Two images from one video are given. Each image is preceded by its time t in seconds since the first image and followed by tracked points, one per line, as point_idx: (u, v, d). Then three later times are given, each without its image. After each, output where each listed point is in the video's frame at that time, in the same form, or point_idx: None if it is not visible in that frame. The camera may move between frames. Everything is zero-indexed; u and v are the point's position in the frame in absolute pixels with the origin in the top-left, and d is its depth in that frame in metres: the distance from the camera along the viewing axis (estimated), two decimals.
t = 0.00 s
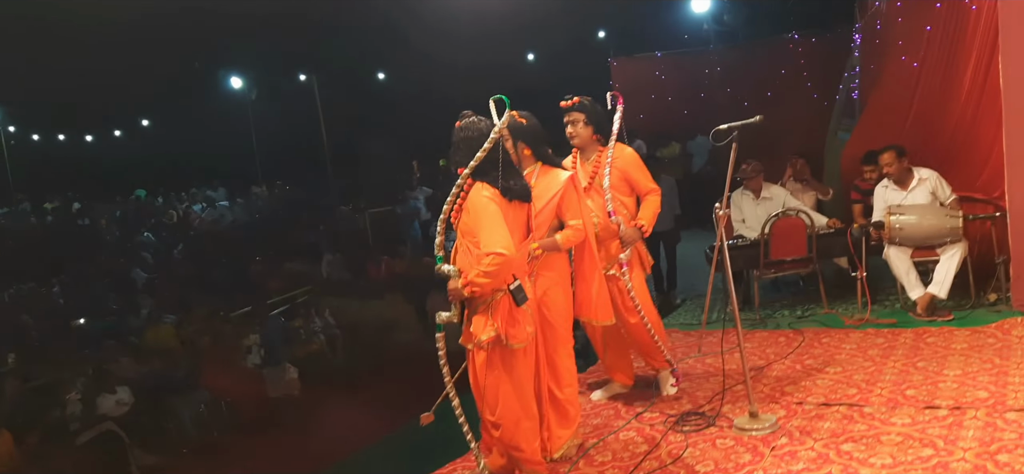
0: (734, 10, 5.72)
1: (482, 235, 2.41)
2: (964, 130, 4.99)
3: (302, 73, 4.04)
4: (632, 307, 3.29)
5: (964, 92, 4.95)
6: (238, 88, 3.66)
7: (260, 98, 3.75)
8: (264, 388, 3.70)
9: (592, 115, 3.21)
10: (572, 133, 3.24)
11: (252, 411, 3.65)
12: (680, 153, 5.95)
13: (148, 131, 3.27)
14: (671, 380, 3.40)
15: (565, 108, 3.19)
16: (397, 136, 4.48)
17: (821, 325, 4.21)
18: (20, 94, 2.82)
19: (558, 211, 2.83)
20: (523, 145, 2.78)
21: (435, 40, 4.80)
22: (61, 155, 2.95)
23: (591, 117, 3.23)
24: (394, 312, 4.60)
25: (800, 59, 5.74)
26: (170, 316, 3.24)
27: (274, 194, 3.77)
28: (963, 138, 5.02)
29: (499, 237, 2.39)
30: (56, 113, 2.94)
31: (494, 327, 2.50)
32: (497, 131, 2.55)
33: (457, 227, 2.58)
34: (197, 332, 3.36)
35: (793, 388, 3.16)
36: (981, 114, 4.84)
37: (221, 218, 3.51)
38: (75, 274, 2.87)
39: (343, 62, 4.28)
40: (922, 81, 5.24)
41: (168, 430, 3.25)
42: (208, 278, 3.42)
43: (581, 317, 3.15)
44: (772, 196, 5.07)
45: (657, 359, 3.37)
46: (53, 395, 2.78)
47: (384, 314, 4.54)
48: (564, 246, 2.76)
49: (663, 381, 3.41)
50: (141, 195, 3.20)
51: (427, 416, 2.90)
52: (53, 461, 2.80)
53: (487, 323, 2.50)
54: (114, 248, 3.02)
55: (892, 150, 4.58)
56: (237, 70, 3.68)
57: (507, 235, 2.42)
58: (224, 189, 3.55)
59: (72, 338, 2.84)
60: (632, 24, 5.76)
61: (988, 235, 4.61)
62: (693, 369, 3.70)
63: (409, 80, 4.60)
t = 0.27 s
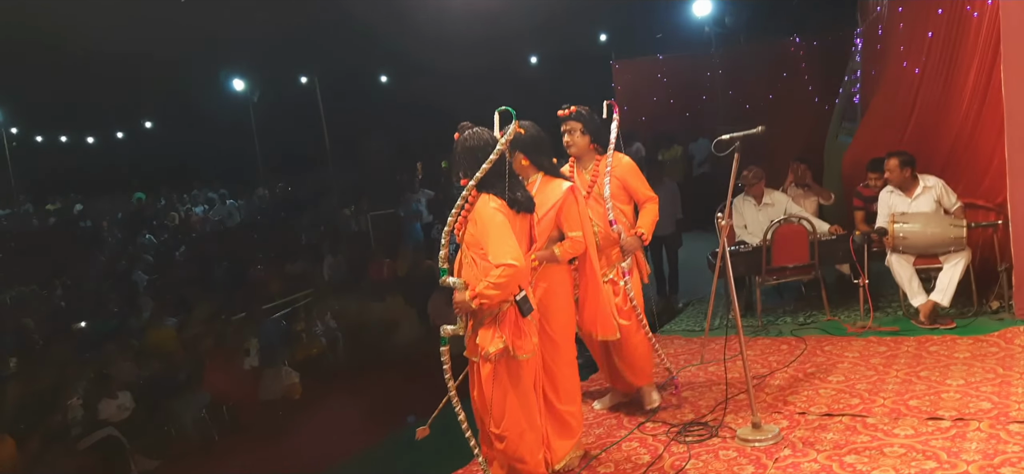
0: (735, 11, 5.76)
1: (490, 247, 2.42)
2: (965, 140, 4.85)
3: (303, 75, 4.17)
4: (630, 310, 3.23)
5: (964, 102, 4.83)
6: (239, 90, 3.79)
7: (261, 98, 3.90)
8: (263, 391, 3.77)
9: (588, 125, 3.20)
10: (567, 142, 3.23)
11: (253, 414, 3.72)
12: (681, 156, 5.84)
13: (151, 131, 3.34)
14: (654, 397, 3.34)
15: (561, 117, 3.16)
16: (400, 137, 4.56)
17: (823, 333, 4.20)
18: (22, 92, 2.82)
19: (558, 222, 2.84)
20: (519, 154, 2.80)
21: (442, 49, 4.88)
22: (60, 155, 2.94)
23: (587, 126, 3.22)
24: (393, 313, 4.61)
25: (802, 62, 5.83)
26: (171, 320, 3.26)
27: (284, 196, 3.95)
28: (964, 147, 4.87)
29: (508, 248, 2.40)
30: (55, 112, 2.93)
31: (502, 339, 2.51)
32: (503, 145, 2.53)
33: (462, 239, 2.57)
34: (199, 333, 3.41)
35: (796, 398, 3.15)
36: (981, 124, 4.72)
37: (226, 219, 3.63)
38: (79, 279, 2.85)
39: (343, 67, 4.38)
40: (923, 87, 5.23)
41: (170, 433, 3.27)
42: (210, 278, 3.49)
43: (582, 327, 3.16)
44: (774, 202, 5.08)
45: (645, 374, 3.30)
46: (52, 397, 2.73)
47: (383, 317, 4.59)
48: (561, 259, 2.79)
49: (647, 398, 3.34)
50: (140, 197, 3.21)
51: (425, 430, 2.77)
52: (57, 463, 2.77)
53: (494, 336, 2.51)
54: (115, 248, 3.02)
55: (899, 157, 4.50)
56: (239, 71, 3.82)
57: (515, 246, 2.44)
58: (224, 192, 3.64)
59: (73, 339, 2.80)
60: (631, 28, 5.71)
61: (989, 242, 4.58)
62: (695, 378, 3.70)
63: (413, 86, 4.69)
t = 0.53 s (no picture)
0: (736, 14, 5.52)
1: (498, 252, 2.41)
2: (967, 144, 4.83)
3: (303, 77, 4.16)
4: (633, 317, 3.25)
5: (966, 107, 4.80)
6: (239, 92, 3.88)
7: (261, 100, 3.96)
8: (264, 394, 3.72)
9: (588, 130, 3.20)
10: (567, 147, 3.23)
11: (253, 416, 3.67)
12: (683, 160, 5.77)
13: (150, 134, 3.55)
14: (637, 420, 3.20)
15: (562, 122, 3.15)
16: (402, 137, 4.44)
17: (824, 337, 4.20)
18: (25, 101, 3.17)
19: (558, 228, 2.83)
20: (522, 159, 2.83)
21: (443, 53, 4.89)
22: (61, 156, 3.23)
23: (586, 132, 3.21)
24: (395, 316, 4.63)
25: (802, 65, 5.93)
26: (171, 321, 3.33)
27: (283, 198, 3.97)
28: (965, 152, 4.85)
29: (517, 254, 2.39)
30: (51, 118, 3.23)
31: (508, 346, 2.52)
32: (512, 149, 2.53)
33: (467, 244, 2.57)
34: (197, 337, 3.39)
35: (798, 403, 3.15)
36: (982, 128, 4.69)
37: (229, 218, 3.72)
38: (80, 275, 3.09)
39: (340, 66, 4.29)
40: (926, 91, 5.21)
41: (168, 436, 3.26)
42: (209, 281, 3.54)
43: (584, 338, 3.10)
44: (775, 206, 5.07)
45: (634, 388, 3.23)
46: (53, 400, 2.89)
47: (384, 320, 4.60)
48: (560, 265, 2.82)
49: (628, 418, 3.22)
50: (141, 199, 3.45)
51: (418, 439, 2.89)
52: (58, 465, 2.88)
53: (501, 342, 2.53)
54: (113, 251, 3.24)
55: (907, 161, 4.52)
56: (239, 74, 3.90)
57: (524, 251, 2.43)
58: (224, 192, 3.76)
59: (72, 341, 2.99)
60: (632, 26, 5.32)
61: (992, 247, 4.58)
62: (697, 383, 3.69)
63: (415, 83, 4.46)
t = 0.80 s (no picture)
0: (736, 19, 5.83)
1: (504, 253, 2.43)
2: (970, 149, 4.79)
3: (303, 78, 4.12)
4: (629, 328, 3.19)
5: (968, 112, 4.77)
6: (239, 93, 3.78)
7: (263, 101, 3.88)
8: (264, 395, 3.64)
9: (588, 134, 3.19)
10: (567, 150, 3.23)
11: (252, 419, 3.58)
12: (683, 162, 5.98)
13: (150, 134, 3.41)
14: (634, 428, 3.18)
15: (563, 124, 3.15)
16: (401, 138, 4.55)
17: (824, 341, 4.20)
18: (26, 99, 2.97)
19: (557, 232, 2.85)
20: (523, 162, 2.84)
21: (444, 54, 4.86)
22: (61, 157, 3.05)
23: (586, 135, 3.21)
24: (395, 319, 4.60)
25: (803, 68, 6.03)
26: (170, 323, 3.23)
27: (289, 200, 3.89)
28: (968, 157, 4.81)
29: (525, 255, 2.41)
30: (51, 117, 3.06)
31: (514, 347, 2.52)
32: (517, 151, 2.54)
33: (470, 247, 2.55)
34: (196, 338, 3.34)
35: (798, 407, 3.14)
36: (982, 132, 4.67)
37: (234, 219, 3.62)
38: (78, 276, 2.97)
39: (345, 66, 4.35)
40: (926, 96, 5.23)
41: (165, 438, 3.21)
42: (210, 284, 3.45)
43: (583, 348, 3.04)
44: (776, 210, 5.06)
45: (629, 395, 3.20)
46: (51, 400, 2.81)
47: (383, 324, 4.53)
48: (558, 270, 2.85)
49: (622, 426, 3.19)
50: (141, 198, 3.31)
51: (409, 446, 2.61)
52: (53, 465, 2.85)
53: (505, 345, 2.52)
54: (116, 251, 3.11)
55: (915, 164, 4.47)
56: (240, 75, 3.81)
57: (531, 252, 2.45)
58: (224, 193, 3.64)
59: (72, 342, 2.90)
60: (636, 36, 5.83)
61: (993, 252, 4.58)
62: (697, 386, 3.68)
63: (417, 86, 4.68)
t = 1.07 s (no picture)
0: (738, 23, 5.91)
1: (508, 254, 2.43)
2: (969, 153, 4.85)
3: (303, 79, 4.19)
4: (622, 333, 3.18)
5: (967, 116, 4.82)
6: (240, 92, 3.91)
7: (264, 101, 3.98)
8: (265, 397, 3.60)
9: (587, 136, 3.18)
10: (566, 152, 3.22)
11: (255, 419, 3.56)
12: (682, 166, 6.02)
13: (150, 132, 3.64)
14: (633, 427, 3.18)
15: (562, 125, 3.15)
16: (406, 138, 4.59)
17: (823, 345, 4.20)
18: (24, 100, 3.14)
19: (555, 234, 2.85)
20: (523, 164, 2.85)
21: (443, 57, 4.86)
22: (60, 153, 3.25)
23: (586, 138, 3.20)
24: (394, 318, 4.22)
25: (802, 73, 5.91)
26: (168, 321, 3.35)
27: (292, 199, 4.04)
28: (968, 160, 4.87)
29: (529, 255, 2.42)
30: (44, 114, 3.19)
31: (518, 347, 2.55)
32: (517, 153, 2.57)
33: (471, 249, 2.57)
34: (195, 338, 3.36)
35: (796, 410, 3.14)
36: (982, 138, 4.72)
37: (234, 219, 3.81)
38: (77, 274, 3.19)
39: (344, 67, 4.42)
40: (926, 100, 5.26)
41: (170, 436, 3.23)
42: (211, 282, 3.56)
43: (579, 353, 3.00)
44: (775, 213, 5.07)
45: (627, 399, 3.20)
46: (52, 398, 2.89)
47: (383, 322, 4.22)
48: (555, 273, 2.84)
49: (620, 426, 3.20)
50: (140, 200, 3.55)
51: (401, 451, 2.70)
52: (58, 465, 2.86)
53: (509, 346, 2.54)
54: (113, 248, 3.36)
55: (916, 169, 4.47)
56: (241, 76, 3.93)
57: (535, 251, 2.46)
58: (224, 192, 3.84)
59: (71, 338, 3.04)
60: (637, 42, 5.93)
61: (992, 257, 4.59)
62: (696, 389, 3.68)
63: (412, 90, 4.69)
